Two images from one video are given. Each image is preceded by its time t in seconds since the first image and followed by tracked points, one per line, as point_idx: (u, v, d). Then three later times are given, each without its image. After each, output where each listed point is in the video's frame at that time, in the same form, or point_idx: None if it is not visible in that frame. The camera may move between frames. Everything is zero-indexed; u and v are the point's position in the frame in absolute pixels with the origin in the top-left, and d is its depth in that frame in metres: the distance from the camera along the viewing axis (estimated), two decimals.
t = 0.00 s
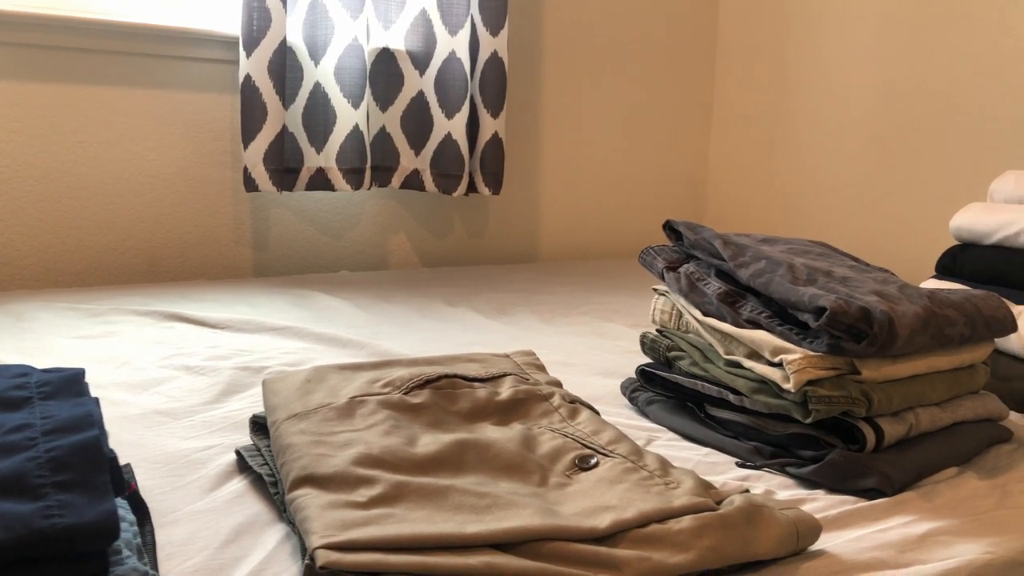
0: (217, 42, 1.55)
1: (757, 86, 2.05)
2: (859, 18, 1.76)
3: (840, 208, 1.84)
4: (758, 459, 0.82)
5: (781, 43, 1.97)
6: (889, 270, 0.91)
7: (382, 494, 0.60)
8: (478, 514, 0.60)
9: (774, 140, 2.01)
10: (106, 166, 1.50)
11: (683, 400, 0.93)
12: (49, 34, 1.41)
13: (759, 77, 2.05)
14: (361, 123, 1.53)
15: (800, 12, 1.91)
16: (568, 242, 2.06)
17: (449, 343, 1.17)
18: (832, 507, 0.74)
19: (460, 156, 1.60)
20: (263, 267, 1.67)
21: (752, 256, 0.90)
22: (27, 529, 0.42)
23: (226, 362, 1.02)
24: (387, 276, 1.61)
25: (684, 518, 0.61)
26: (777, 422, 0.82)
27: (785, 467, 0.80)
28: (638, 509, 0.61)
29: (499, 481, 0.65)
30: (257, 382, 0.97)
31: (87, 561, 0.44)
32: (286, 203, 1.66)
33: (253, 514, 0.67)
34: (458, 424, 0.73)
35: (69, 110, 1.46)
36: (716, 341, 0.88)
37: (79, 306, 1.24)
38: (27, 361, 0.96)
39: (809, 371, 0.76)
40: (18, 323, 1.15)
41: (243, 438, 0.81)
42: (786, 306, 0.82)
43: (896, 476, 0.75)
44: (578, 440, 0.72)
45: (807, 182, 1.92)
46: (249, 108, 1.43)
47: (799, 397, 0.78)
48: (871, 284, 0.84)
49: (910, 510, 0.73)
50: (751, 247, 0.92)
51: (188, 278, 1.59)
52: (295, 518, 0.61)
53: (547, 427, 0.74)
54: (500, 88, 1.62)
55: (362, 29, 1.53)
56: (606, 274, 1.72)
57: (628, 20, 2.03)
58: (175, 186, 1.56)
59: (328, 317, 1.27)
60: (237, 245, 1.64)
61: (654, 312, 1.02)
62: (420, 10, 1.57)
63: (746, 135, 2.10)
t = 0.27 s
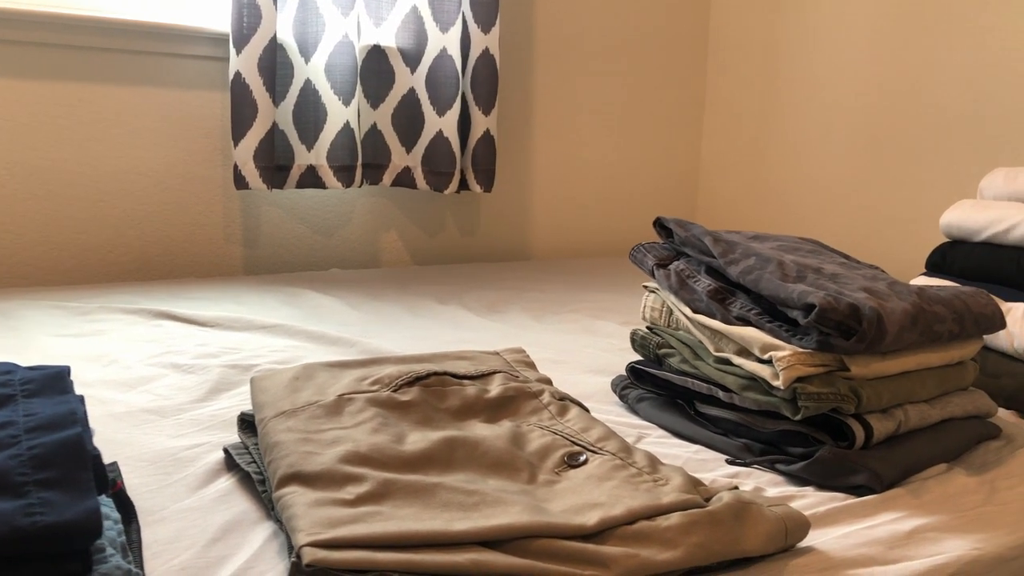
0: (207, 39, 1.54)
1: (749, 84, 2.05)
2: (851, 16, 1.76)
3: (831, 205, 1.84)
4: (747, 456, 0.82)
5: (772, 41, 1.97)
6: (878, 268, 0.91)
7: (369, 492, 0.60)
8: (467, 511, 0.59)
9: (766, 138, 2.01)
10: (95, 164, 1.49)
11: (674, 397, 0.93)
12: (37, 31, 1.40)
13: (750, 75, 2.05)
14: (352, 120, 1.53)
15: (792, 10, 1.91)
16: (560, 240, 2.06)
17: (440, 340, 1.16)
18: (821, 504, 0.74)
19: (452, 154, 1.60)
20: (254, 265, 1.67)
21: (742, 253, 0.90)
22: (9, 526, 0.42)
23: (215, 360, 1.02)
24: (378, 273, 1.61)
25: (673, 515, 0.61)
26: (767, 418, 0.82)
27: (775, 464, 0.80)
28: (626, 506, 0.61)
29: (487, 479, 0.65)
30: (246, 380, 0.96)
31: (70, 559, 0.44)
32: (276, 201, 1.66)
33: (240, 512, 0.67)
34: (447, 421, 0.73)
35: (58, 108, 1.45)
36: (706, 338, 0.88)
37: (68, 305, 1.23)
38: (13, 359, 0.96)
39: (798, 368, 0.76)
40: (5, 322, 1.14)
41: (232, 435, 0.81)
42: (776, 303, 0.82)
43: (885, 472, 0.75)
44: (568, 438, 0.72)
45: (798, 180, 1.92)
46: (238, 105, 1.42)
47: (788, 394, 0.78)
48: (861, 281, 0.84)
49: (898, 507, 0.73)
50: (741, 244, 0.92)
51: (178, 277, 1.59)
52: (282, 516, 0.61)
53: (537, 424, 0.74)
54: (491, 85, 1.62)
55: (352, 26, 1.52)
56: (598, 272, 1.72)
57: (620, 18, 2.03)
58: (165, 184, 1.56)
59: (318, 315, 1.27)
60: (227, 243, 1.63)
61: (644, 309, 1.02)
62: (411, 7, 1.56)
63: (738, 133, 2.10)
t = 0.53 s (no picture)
0: (194, 36, 1.53)
1: (737, 85, 2.06)
2: (839, 16, 1.77)
3: (819, 205, 1.85)
4: (732, 454, 0.83)
5: (761, 41, 1.98)
6: (863, 267, 0.92)
7: (352, 491, 0.60)
8: (450, 510, 0.59)
9: (754, 138, 2.02)
10: (81, 161, 1.48)
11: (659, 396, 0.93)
12: (23, 27, 1.39)
13: (739, 75, 2.05)
14: (340, 119, 1.52)
15: (781, 10, 1.91)
16: (549, 239, 2.06)
17: (427, 339, 1.16)
18: (804, 502, 0.74)
19: (440, 153, 1.60)
20: (241, 263, 1.66)
21: (727, 253, 0.90)
22: None
23: (200, 358, 1.01)
24: (366, 272, 1.61)
25: (656, 513, 0.61)
26: (752, 417, 0.82)
27: (759, 463, 0.80)
28: (609, 505, 0.61)
29: (472, 477, 0.65)
30: (231, 378, 0.96)
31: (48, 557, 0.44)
32: (264, 199, 1.65)
33: (223, 511, 0.66)
34: (432, 420, 0.73)
35: (43, 105, 1.44)
36: (691, 337, 0.89)
37: (53, 303, 1.23)
38: None
39: (782, 367, 0.77)
40: None
41: (216, 434, 0.80)
42: (761, 302, 0.82)
43: (868, 471, 0.76)
44: (552, 436, 0.72)
45: (786, 180, 1.93)
46: (226, 103, 1.41)
47: (772, 392, 0.78)
48: (845, 281, 0.85)
49: (881, 505, 0.74)
50: (726, 244, 0.92)
51: (165, 275, 1.58)
52: (265, 515, 0.61)
53: (522, 423, 0.74)
54: (480, 84, 1.62)
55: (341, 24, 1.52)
56: (586, 271, 1.72)
57: (609, 17, 2.04)
58: (152, 182, 1.55)
59: (305, 314, 1.27)
60: (214, 241, 1.62)
61: (630, 308, 1.02)
62: (399, 6, 1.56)
63: (726, 133, 2.11)
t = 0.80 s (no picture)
0: (181, 36, 1.53)
1: (725, 87, 2.07)
2: (825, 20, 1.78)
3: (806, 207, 1.86)
4: (716, 456, 0.83)
5: (748, 44, 1.99)
6: (847, 270, 0.92)
7: (334, 494, 0.60)
8: (433, 513, 0.59)
9: (741, 140, 2.02)
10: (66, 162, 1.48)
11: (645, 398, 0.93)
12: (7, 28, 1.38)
13: (726, 78, 2.06)
14: (327, 120, 1.52)
15: (768, 14, 1.92)
16: (537, 241, 2.06)
17: (413, 342, 1.16)
18: (787, 504, 0.74)
19: (428, 155, 1.60)
20: (227, 265, 1.65)
21: (712, 256, 0.90)
22: None
23: (185, 361, 1.01)
24: (353, 274, 1.60)
25: (639, 516, 0.61)
26: (736, 420, 0.82)
27: (743, 465, 0.81)
28: (592, 507, 0.61)
29: (455, 480, 0.65)
30: (216, 381, 0.95)
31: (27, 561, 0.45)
32: (251, 201, 1.64)
33: (206, 514, 0.66)
34: (416, 423, 0.73)
35: (28, 106, 1.43)
36: (676, 340, 0.89)
37: (36, 305, 1.22)
38: None
39: (766, 369, 0.77)
40: None
41: (199, 437, 0.80)
42: (745, 305, 0.82)
43: (851, 473, 0.76)
44: (536, 439, 0.72)
45: (773, 183, 1.94)
46: (212, 104, 1.41)
47: (756, 395, 0.78)
48: (829, 284, 0.85)
49: (863, 507, 0.74)
50: (711, 247, 0.93)
51: (151, 276, 1.57)
52: (247, 519, 0.60)
53: (506, 426, 0.74)
54: (467, 86, 1.62)
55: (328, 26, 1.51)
56: (573, 273, 1.73)
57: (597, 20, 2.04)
58: (138, 183, 1.54)
59: (291, 315, 1.26)
60: (200, 243, 1.62)
61: (616, 311, 1.02)
62: (387, 7, 1.56)
63: (713, 136, 2.11)
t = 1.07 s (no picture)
0: (169, 39, 1.52)
1: (713, 89, 2.07)
2: (813, 22, 1.79)
3: (794, 208, 1.86)
4: (703, 457, 0.83)
5: (736, 46, 1.99)
6: (833, 271, 0.93)
7: (320, 497, 0.60)
8: (418, 516, 0.59)
9: (730, 142, 2.03)
10: (53, 166, 1.47)
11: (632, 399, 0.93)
12: None
13: (715, 79, 2.07)
14: (316, 123, 1.52)
15: (756, 15, 1.93)
16: (526, 243, 2.06)
17: (401, 344, 1.16)
18: (773, 505, 0.74)
19: (417, 157, 1.60)
20: (216, 268, 1.65)
21: (698, 257, 0.91)
22: None
23: (173, 364, 1.01)
24: (342, 276, 1.60)
25: (624, 517, 0.61)
26: (723, 420, 0.83)
27: (730, 466, 0.81)
28: (578, 509, 0.61)
29: (441, 482, 0.65)
30: (203, 385, 0.95)
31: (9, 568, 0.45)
32: (239, 204, 1.64)
33: (191, 518, 0.66)
34: (403, 426, 0.73)
35: (14, 109, 1.43)
36: (663, 341, 0.89)
37: (23, 309, 1.21)
38: None
39: (751, 370, 0.77)
40: None
41: (186, 441, 0.80)
42: (730, 306, 0.83)
43: (836, 473, 0.76)
44: (523, 441, 0.72)
45: (762, 184, 1.94)
46: (200, 107, 1.41)
47: (742, 396, 0.78)
48: (814, 285, 0.85)
49: (849, 507, 0.74)
50: (698, 248, 0.93)
51: (139, 279, 1.57)
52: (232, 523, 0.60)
53: (493, 428, 0.74)
54: (456, 88, 1.62)
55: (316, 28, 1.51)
56: (563, 275, 1.73)
57: (586, 22, 2.05)
58: (126, 187, 1.54)
59: (279, 318, 1.26)
60: (189, 246, 1.61)
61: (604, 312, 1.03)
62: (376, 10, 1.56)
63: (702, 137, 2.12)
